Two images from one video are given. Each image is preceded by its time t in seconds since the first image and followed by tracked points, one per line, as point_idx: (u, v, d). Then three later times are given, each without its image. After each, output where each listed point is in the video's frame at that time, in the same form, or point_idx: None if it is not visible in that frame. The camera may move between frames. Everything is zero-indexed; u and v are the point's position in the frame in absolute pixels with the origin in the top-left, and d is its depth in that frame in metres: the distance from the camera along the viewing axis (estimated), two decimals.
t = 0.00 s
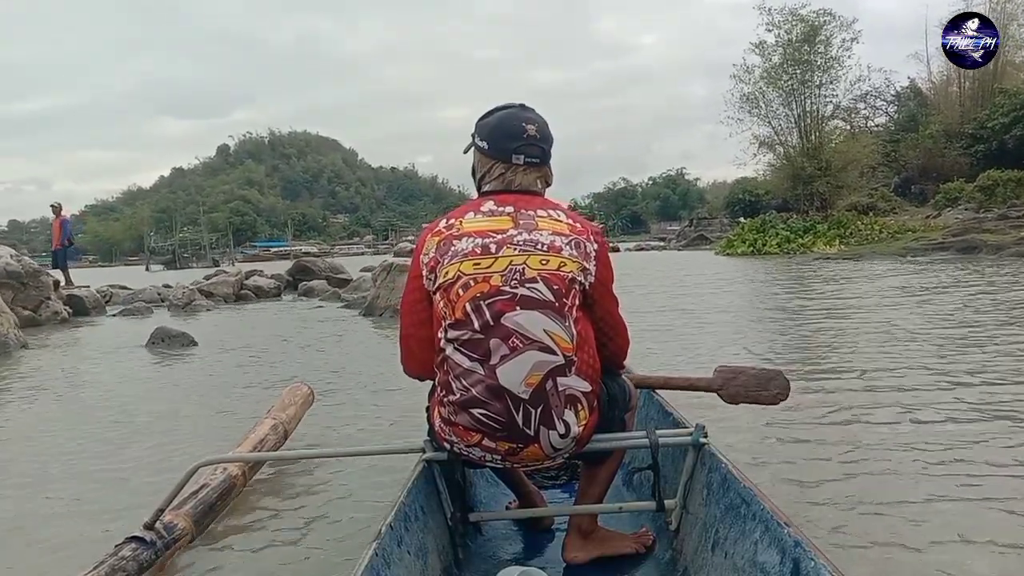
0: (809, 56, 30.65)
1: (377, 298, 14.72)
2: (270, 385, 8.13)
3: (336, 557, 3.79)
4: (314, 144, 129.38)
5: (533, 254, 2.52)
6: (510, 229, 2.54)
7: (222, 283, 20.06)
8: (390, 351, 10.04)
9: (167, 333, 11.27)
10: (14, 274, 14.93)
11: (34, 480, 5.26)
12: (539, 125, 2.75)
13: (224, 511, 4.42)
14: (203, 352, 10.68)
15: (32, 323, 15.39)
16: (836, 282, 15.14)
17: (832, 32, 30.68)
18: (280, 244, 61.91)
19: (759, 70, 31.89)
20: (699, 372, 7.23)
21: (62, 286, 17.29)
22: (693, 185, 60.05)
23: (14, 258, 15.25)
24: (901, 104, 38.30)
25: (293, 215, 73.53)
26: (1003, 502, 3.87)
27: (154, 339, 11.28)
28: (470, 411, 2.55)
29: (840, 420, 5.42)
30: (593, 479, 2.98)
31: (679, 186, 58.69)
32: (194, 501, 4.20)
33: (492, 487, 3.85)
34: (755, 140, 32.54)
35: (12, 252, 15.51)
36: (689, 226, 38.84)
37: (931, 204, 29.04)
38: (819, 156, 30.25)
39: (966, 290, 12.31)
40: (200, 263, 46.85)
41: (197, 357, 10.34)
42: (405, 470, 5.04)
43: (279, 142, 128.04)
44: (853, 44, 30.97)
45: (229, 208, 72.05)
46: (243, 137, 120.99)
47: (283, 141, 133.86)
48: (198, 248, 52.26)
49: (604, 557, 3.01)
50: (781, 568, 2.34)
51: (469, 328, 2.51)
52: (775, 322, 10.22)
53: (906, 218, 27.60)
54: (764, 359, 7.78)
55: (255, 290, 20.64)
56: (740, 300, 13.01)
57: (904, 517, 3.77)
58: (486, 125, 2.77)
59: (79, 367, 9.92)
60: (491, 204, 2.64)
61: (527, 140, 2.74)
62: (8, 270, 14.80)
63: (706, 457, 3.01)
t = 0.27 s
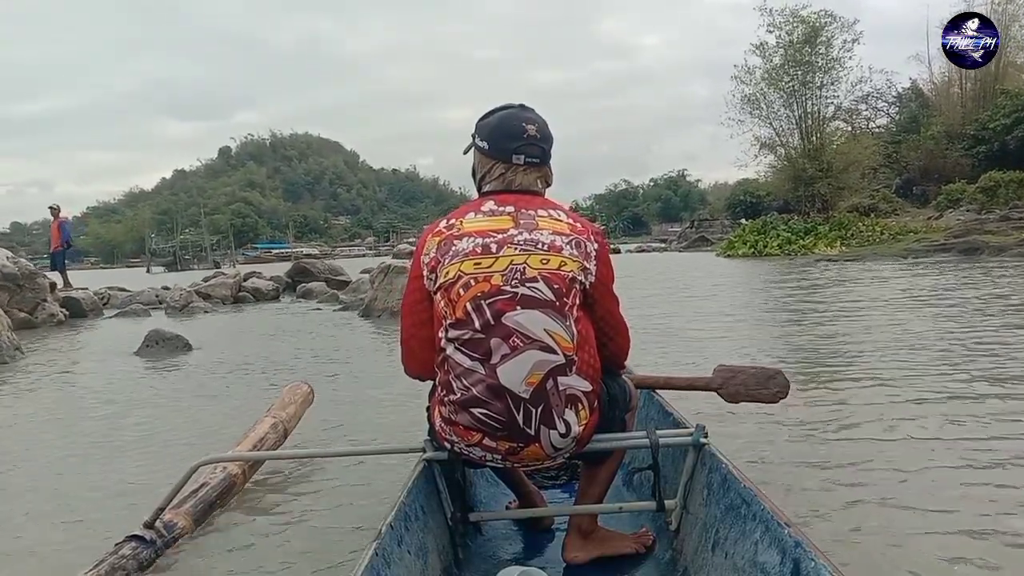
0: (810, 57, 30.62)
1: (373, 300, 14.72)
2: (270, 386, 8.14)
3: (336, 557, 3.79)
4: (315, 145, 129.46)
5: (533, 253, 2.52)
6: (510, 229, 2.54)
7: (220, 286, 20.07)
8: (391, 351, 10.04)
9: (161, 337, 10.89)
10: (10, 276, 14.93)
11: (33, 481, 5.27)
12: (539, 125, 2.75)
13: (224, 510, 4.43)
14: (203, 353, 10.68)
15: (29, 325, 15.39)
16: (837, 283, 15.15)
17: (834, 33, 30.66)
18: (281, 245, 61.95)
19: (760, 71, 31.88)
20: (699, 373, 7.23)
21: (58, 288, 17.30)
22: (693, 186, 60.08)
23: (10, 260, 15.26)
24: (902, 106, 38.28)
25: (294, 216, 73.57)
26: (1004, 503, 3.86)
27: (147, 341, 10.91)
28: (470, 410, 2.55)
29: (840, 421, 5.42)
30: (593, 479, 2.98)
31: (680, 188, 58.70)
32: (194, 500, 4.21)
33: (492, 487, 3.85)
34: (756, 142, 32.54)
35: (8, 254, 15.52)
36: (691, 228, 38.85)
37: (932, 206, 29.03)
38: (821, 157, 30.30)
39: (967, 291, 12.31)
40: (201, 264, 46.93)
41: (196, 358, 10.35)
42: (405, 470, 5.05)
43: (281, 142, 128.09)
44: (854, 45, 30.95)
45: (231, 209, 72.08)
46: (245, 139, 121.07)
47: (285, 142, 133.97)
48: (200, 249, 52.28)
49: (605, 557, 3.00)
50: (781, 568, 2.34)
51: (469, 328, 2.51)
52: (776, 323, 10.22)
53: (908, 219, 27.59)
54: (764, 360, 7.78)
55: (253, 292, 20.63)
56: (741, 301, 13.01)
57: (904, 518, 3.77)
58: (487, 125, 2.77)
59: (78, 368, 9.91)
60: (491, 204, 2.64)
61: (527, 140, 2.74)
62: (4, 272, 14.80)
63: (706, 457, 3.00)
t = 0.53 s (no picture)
0: (810, 59, 30.60)
1: (369, 302, 14.72)
2: (269, 388, 8.14)
3: (336, 556, 3.78)
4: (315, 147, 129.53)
5: (533, 254, 2.52)
6: (510, 229, 2.54)
7: (217, 289, 20.06)
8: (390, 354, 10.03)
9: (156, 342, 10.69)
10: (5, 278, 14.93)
11: (32, 484, 5.26)
12: (539, 125, 2.75)
13: (224, 509, 4.42)
14: (202, 356, 10.67)
15: (24, 327, 15.39)
16: (837, 286, 15.16)
17: (834, 35, 30.64)
18: (281, 248, 61.97)
19: (760, 73, 31.88)
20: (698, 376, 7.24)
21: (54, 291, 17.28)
22: (693, 189, 60.17)
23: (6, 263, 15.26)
24: (903, 108, 38.27)
25: (294, 219, 73.58)
26: (1003, 505, 3.86)
27: (140, 345, 10.65)
28: (471, 410, 2.55)
29: (839, 422, 5.42)
30: (593, 479, 2.98)
31: (680, 191, 58.77)
32: (194, 499, 4.20)
33: (492, 487, 3.85)
34: (757, 144, 32.54)
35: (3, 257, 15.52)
36: (691, 231, 38.87)
37: (933, 208, 29.03)
38: (821, 160, 30.39)
39: (967, 294, 12.31)
40: (201, 268, 46.96)
41: (194, 360, 10.34)
42: (404, 470, 5.05)
43: (281, 144, 128.12)
44: (854, 47, 30.94)
45: (231, 211, 72.11)
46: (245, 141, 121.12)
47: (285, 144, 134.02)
48: (200, 253, 52.28)
49: (605, 557, 3.00)
50: (782, 568, 2.34)
51: (469, 328, 2.51)
52: (776, 326, 10.23)
53: (909, 222, 27.60)
54: (763, 363, 7.79)
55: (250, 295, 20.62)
56: (741, 304, 13.02)
57: (903, 519, 3.78)
58: (487, 125, 2.77)
59: (76, 372, 9.89)
60: (491, 204, 2.64)
61: (527, 140, 2.74)
62: None
63: (707, 457, 3.00)
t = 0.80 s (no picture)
0: (810, 60, 30.61)
1: (366, 303, 14.68)
2: (267, 389, 8.14)
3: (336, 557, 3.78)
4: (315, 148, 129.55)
5: (533, 254, 2.52)
6: (510, 229, 2.54)
7: (213, 289, 20.05)
8: (389, 355, 10.03)
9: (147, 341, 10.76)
10: None
11: (31, 485, 5.25)
12: (538, 125, 2.76)
13: (224, 510, 4.43)
14: (201, 357, 10.67)
15: (19, 328, 15.40)
16: (837, 286, 15.16)
17: (834, 35, 30.63)
18: (280, 248, 61.95)
19: (759, 73, 31.88)
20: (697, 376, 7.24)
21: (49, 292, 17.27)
22: (693, 189, 60.20)
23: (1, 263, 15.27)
24: (903, 108, 38.27)
25: (294, 219, 73.55)
26: (1002, 506, 3.85)
27: (133, 346, 10.77)
28: (470, 410, 2.55)
29: (838, 423, 5.42)
30: (593, 479, 2.98)
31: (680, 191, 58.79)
32: (194, 500, 4.20)
33: (492, 488, 3.86)
34: (756, 145, 32.54)
35: None
36: (690, 231, 38.86)
37: (933, 208, 29.03)
38: (820, 160, 30.40)
39: (966, 294, 12.31)
40: (201, 268, 46.95)
41: (193, 361, 10.34)
42: (404, 470, 5.05)
43: (281, 145, 128.09)
44: (854, 47, 30.94)
45: (231, 212, 72.09)
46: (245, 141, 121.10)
47: (285, 144, 134.00)
48: (200, 253, 52.27)
49: (605, 557, 3.01)
50: (781, 568, 2.34)
51: (469, 328, 2.51)
52: (775, 326, 10.24)
53: (909, 222, 27.59)
54: (762, 363, 7.80)
55: (246, 295, 20.61)
56: (741, 304, 13.02)
57: (903, 518, 3.78)
58: (486, 125, 2.77)
59: (74, 372, 9.89)
60: (491, 205, 2.64)
61: (527, 140, 2.74)
62: None
63: (706, 457, 3.00)
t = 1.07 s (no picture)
0: (809, 57, 30.63)
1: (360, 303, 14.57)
2: (266, 388, 8.14)
3: (337, 557, 3.79)
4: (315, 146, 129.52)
5: (533, 254, 2.52)
6: (510, 229, 2.54)
7: (210, 287, 20.04)
8: (389, 353, 10.03)
9: (138, 339, 10.89)
10: None
11: (31, 483, 5.26)
12: (538, 127, 2.76)
13: (224, 511, 4.42)
14: (201, 356, 10.67)
15: (14, 326, 15.40)
16: (838, 284, 15.15)
17: (834, 33, 30.62)
18: (280, 246, 61.95)
19: (759, 71, 31.89)
20: (697, 374, 7.24)
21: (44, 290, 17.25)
22: (693, 187, 60.18)
23: None
24: (902, 106, 38.27)
25: (293, 217, 73.55)
26: (1001, 504, 3.86)
27: (127, 344, 10.95)
28: (471, 410, 2.55)
29: (838, 421, 5.43)
30: (593, 479, 2.98)
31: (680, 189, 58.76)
32: (194, 501, 4.20)
33: (492, 487, 3.86)
34: (756, 142, 32.54)
35: None
36: (690, 228, 38.86)
37: (932, 206, 29.02)
38: (821, 158, 30.12)
39: (967, 292, 12.30)
40: (200, 266, 46.95)
41: (192, 359, 10.34)
42: (404, 470, 5.05)
43: (280, 142, 128.04)
44: (853, 45, 30.94)
45: (231, 210, 72.09)
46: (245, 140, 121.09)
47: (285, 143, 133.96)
48: (200, 251, 52.28)
49: (605, 556, 3.01)
50: (781, 568, 2.34)
51: (470, 329, 2.51)
52: (775, 324, 10.24)
53: (908, 220, 27.59)
54: (763, 361, 7.80)
55: (243, 294, 20.58)
56: (741, 302, 13.02)
57: (903, 517, 3.78)
58: (485, 124, 2.77)
59: (73, 370, 9.89)
60: (490, 204, 2.64)
61: (527, 141, 2.74)
62: None
63: (706, 457, 3.00)
